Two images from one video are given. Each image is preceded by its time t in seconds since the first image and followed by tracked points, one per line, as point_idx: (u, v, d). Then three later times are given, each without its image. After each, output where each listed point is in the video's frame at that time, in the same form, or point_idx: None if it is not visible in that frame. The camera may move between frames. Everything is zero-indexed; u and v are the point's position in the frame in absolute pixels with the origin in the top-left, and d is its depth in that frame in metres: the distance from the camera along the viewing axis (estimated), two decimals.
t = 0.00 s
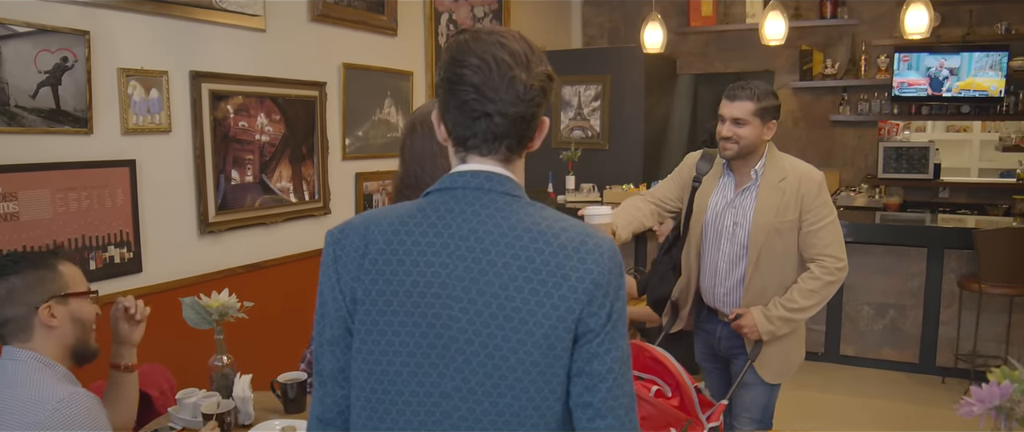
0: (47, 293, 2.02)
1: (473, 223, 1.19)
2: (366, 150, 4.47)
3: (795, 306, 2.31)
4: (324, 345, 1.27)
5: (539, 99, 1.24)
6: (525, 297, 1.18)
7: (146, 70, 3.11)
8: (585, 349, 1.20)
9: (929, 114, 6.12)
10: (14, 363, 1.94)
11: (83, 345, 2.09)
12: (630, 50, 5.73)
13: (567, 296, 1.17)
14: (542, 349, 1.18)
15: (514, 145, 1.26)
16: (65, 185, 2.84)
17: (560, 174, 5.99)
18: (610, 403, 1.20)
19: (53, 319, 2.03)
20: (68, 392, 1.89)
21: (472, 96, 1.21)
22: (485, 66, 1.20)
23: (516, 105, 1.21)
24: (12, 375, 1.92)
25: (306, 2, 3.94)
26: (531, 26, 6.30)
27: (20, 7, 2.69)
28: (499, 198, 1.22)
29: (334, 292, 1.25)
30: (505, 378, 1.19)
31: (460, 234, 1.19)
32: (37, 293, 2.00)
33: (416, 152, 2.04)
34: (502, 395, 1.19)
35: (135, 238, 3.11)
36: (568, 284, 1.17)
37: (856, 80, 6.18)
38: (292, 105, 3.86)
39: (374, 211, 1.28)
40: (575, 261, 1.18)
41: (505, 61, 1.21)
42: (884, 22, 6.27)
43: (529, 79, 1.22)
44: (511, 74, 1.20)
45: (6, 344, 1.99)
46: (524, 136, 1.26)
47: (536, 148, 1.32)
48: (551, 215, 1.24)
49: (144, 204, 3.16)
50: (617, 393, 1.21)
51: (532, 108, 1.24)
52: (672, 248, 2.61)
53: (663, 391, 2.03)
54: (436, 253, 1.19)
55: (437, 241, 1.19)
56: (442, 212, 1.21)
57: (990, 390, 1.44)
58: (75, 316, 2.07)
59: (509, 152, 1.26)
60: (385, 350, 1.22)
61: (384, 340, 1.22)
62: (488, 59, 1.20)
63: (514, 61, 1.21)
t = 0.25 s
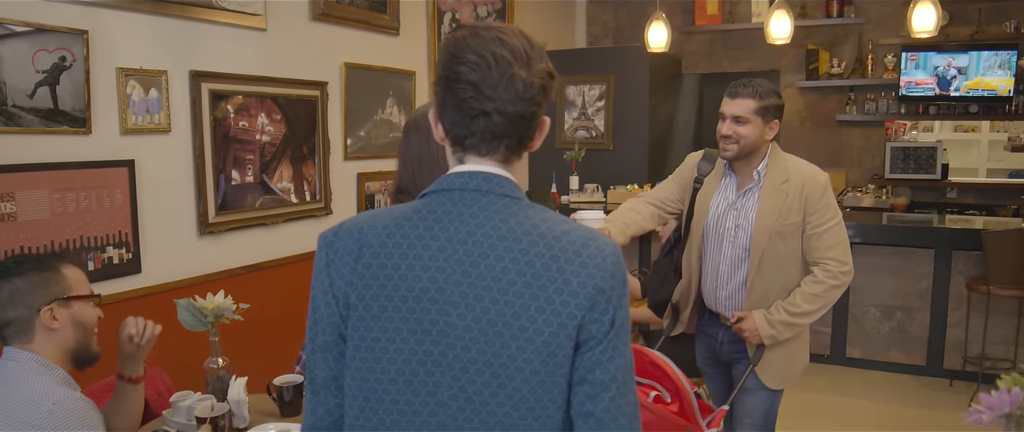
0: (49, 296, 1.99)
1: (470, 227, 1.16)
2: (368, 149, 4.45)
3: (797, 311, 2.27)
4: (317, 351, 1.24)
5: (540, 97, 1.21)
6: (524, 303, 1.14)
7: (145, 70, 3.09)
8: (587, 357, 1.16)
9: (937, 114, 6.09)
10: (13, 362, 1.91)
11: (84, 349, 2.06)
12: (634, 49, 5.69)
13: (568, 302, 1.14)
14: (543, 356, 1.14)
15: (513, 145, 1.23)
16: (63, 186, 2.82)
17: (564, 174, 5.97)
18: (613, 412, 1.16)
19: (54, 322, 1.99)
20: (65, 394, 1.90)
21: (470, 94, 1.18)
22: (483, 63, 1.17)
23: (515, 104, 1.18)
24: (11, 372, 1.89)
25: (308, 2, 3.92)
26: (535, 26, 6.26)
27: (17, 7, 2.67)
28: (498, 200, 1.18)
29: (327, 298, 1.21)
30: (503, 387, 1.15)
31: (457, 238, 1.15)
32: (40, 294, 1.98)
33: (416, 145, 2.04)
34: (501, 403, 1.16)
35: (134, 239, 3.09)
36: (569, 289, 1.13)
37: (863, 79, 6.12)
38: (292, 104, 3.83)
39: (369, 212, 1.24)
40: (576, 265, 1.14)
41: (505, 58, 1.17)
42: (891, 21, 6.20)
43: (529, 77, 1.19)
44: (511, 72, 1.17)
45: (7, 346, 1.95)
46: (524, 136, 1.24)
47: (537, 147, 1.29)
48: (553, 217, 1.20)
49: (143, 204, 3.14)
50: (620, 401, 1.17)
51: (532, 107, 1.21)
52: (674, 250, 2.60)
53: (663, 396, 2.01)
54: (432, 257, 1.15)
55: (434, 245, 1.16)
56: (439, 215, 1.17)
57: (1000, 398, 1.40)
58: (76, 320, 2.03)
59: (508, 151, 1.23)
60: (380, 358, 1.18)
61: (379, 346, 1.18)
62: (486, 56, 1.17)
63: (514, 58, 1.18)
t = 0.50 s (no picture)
0: (48, 296, 1.95)
1: (466, 231, 1.10)
2: (370, 150, 4.42)
3: (802, 315, 2.23)
4: (307, 359, 1.18)
5: (539, 96, 1.15)
6: (522, 311, 1.09)
7: (144, 69, 3.07)
8: (587, 366, 1.11)
9: (945, 113, 6.02)
10: (11, 363, 1.89)
11: (82, 351, 2.02)
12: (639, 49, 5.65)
13: (567, 310, 1.08)
14: (541, 367, 1.09)
15: (511, 145, 1.16)
16: (61, 186, 2.80)
17: (568, 174, 5.93)
18: (613, 424, 1.12)
19: (54, 323, 1.96)
20: (58, 396, 1.85)
21: (466, 93, 1.12)
22: (480, 60, 1.11)
23: (513, 103, 1.12)
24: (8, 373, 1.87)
25: (309, 1, 3.89)
26: (539, 26, 6.21)
27: (15, 6, 2.66)
28: (495, 204, 1.13)
29: (317, 304, 1.15)
30: (501, 398, 1.10)
31: (453, 242, 1.10)
32: (40, 295, 1.94)
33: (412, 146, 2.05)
34: (498, 414, 1.11)
35: (133, 240, 3.07)
36: (570, 297, 1.08)
37: (871, 79, 6.05)
38: (293, 104, 3.80)
39: (360, 215, 1.18)
40: (577, 271, 1.09)
41: (503, 56, 1.12)
42: (899, 19, 6.14)
43: (528, 75, 1.13)
44: (509, 71, 1.11)
45: (7, 346, 1.93)
46: (523, 137, 1.17)
47: (536, 148, 1.23)
48: (552, 222, 1.14)
49: (142, 205, 3.12)
50: (621, 412, 1.13)
51: (531, 107, 1.15)
52: (677, 251, 2.53)
53: (664, 403, 1.98)
54: (426, 263, 1.09)
55: (428, 250, 1.10)
56: (433, 218, 1.11)
57: (1011, 406, 1.36)
58: (76, 321, 1.99)
59: (506, 152, 1.17)
60: (373, 367, 1.13)
61: (372, 354, 1.13)
62: (484, 53, 1.11)
63: (512, 55, 1.12)
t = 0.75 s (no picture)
0: (48, 297, 1.92)
1: (456, 234, 1.02)
2: (373, 149, 4.40)
3: (807, 320, 2.18)
4: (291, 367, 1.11)
5: (535, 95, 1.06)
6: (513, 319, 1.00)
7: (143, 68, 3.05)
8: (582, 378, 1.02)
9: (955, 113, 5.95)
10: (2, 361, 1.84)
11: (80, 352, 1.98)
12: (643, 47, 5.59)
13: (561, 319, 0.99)
14: (533, 378, 1.01)
15: (505, 145, 1.07)
16: (58, 185, 2.79)
17: (572, 174, 5.90)
18: None
19: (50, 324, 1.92)
20: (51, 399, 1.83)
21: (457, 90, 1.03)
22: (472, 56, 1.02)
23: (507, 101, 1.03)
24: None
25: None
26: (544, 25, 6.18)
27: (12, 4, 2.64)
28: (488, 206, 1.04)
29: (301, 310, 1.08)
30: (490, 411, 1.02)
31: (442, 246, 1.01)
32: (38, 296, 1.91)
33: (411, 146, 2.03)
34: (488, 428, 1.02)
35: (132, 239, 3.06)
36: (564, 305, 0.99)
37: (880, 78, 5.97)
38: (294, 103, 3.78)
39: (349, 217, 1.11)
40: (572, 278, 1.00)
41: (496, 52, 1.02)
42: (909, 18, 6.06)
43: (523, 72, 1.04)
44: (502, 67, 1.02)
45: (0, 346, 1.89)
46: (519, 136, 1.08)
47: (533, 150, 1.13)
48: (548, 225, 1.06)
49: (141, 205, 3.10)
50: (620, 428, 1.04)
51: (526, 105, 1.05)
52: (681, 252, 2.46)
53: (664, 407, 1.95)
54: (414, 268, 1.02)
55: (415, 253, 1.02)
56: (422, 220, 1.03)
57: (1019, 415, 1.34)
58: (74, 323, 1.97)
59: (500, 153, 1.08)
60: (358, 376, 1.06)
61: (358, 363, 1.05)
62: (476, 48, 1.02)
63: (506, 51, 1.03)
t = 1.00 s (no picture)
0: (44, 302, 1.88)
1: (446, 242, 0.96)
2: (375, 150, 4.38)
3: (812, 327, 2.12)
4: (274, 379, 1.04)
5: (528, 97, 1.00)
6: (504, 332, 0.94)
7: (143, 69, 3.04)
8: (575, 394, 0.96)
9: (967, 113, 5.85)
10: None
11: (76, 358, 1.94)
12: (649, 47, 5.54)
13: (553, 333, 0.93)
14: (524, 394, 0.94)
15: (497, 150, 1.01)
16: (57, 186, 2.77)
17: (577, 175, 5.87)
18: None
19: (47, 329, 1.89)
20: (46, 403, 1.80)
21: (447, 92, 0.97)
22: (463, 56, 0.96)
23: (498, 104, 0.97)
24: None
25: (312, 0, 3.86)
26: (550, 25, 6.13)
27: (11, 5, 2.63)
28: (479, 214, 0.98)
29: (284, 320, 1.02)
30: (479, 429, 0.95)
31: (431, 255, 0.95)
32: (36, 301, 1.87)
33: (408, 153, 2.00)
34: None
35: (132, 240, 3.04)
36: (556, 318, 0.93)
37: (889, 78, 5.90)
38: (295, 103, 3.76)
39: (337, 224, 1.05)
40: (564, 290, 0.93)
41: (487, 52, 0.96)
42: (918, 17, 5.98)
43: (516, 73, 0.98)
44: (494, 68, 0.96)
45: None
46: (512, 140, 1.02)
47: (527, 153, 1.07)
48: (541, 233, 0.99)
49: (140, 207, 3.09)
50: None
51: (519, 108, 0.99)
52: (685, 256, 2.48)
53: (665, 414, 1.91)
54: (402, 278, 0.95)
55: (402, 263, 0.96)
56: (411, 228, 0.97)
57: None
58: (71, 328, 1.92)
59: (492, 158, 1.02)
60: (341, 390, 0.99)
61: (343, 377, 0.99)
62: (467, 49, 0.96)
63: (498, 51, 0.97)
